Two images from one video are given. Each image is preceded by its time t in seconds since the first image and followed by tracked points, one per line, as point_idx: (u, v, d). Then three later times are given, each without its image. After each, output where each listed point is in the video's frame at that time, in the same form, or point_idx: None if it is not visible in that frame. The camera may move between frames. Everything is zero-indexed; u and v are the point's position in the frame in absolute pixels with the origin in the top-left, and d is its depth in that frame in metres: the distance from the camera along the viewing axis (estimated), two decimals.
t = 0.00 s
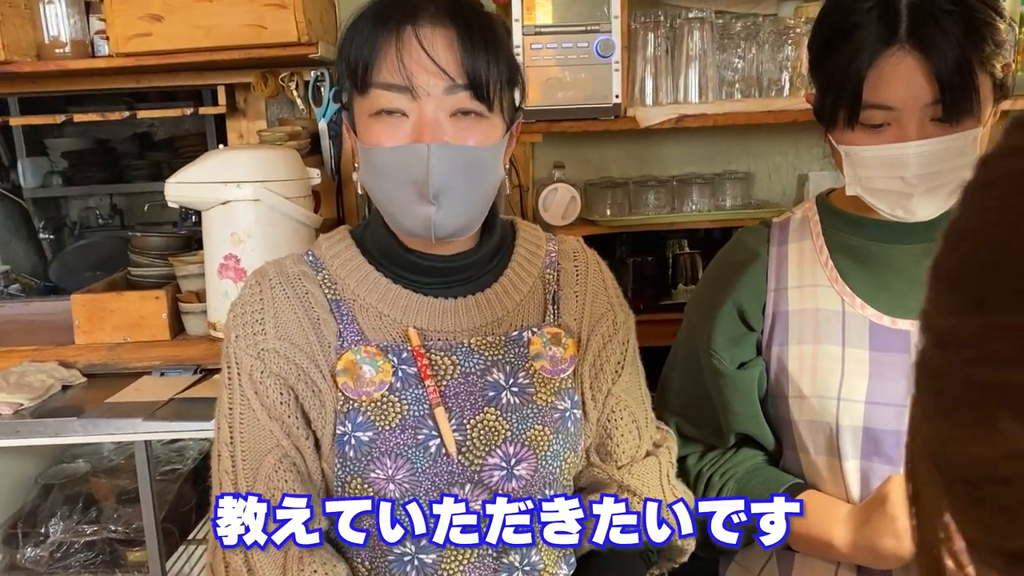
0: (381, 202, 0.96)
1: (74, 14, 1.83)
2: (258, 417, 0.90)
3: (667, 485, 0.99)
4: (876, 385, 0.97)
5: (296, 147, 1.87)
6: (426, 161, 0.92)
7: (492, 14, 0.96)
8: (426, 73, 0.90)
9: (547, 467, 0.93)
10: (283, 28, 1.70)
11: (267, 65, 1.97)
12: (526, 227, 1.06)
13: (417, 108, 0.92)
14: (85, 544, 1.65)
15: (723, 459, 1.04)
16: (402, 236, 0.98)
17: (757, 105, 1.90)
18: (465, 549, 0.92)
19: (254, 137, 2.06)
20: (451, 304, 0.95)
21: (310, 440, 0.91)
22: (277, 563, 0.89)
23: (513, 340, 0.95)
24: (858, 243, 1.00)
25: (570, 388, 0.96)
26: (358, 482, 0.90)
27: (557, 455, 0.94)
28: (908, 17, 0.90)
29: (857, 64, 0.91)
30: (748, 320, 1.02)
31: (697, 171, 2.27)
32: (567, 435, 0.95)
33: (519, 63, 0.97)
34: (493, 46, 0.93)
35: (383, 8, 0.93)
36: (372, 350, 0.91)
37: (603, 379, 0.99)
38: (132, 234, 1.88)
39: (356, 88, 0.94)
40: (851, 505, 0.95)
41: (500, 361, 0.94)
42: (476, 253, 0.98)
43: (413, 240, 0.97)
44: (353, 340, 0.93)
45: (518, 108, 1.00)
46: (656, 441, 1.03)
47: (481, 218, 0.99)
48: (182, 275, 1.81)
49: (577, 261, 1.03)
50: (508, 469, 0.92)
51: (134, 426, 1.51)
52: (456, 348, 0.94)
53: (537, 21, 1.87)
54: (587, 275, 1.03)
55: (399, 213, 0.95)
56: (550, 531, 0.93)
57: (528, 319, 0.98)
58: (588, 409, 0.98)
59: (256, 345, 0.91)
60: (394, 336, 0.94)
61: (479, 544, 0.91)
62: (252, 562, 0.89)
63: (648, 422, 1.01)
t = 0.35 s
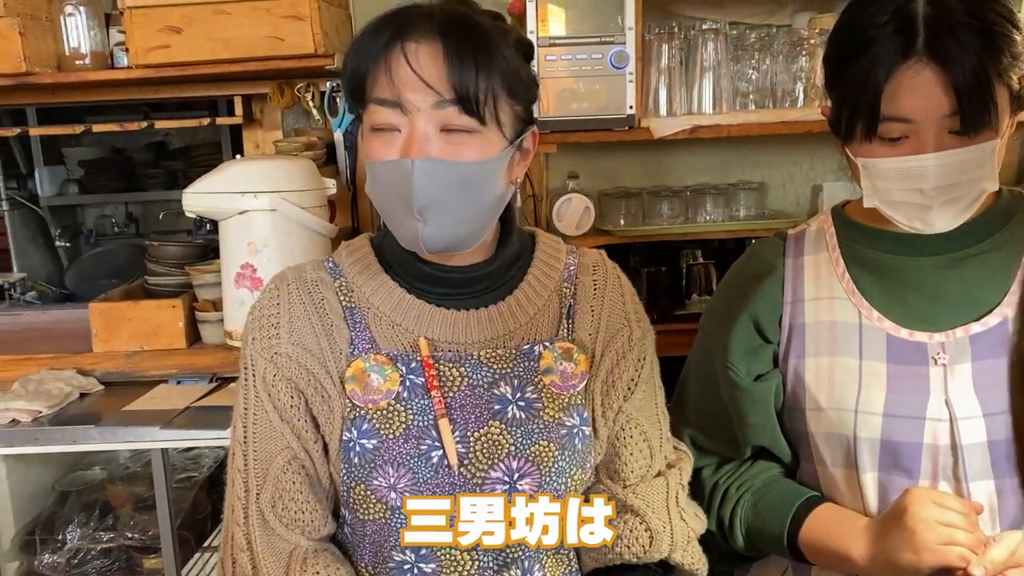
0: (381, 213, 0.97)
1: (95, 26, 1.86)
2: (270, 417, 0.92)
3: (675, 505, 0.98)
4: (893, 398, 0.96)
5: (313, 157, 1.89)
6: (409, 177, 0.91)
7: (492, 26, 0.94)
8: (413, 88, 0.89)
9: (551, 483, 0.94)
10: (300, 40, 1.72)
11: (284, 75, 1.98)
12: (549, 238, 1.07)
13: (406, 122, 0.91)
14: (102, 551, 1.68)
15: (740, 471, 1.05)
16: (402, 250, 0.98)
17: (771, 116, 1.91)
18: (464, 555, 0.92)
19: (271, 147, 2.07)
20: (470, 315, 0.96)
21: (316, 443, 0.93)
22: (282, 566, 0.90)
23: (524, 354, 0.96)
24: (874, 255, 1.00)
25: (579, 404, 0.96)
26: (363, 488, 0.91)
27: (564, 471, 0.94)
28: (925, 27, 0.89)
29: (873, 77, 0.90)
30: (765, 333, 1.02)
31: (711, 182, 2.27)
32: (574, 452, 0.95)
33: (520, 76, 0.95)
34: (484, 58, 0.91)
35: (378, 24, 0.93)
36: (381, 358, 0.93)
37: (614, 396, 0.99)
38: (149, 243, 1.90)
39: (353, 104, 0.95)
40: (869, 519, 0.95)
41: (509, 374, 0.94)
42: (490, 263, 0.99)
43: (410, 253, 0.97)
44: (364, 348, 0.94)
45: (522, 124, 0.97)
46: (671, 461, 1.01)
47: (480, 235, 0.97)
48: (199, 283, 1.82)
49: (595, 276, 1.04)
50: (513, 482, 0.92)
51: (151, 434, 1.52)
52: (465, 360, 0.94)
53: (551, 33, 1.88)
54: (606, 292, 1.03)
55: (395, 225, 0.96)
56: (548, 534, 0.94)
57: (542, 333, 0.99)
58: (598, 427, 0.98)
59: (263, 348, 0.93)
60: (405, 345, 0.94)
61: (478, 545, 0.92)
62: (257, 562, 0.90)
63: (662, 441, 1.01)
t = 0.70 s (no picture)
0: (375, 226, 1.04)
1: (122, 33, 1.88)
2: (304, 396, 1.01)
3: (679, 547, 0.90)
4: (922, 406, 0.95)
5: (336, 164, 1.90)
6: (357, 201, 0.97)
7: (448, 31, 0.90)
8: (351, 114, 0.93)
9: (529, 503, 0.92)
10: (326, 48, 1.74)
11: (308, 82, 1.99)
12: (593, 246, 1.04)
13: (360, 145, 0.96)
14: (126, 554, 1.69)
15: (765, 478, 1.04)
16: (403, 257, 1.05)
17: (795, 123, 1.91)
18: (445, 556, 0.95)
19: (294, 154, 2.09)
20: (488, 319, 0.98)
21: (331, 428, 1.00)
22: (281, 530, 0.99)
23: (526, 366, 0.95)
24: (902, 263, 0.99)
25: (575, 426, 0.93)
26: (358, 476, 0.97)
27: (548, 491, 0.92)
28: (958, 35, 0.88)
29: (905, 85, 0.89)
30: (791, 340, 1.02)
31: (734, 189, 2.27)
32: (564, 474, 0.92)
33: (469, 85, 0.90)
34: (406, 75, 0.89)
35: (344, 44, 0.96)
36: (388, 354, 0.98)
37: (626, 421, 0.93)
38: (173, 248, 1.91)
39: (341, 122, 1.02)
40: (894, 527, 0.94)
41: (503, 386, 0.95)
42: (513, 266, 0.99)
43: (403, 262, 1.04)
44: (379, 342, 1.00)
45: (478, 137, 0.93)
46: (695, 495, 0.92)
47: (451, 251, 0.98)
48: (223, 289, 1.83)
49: (626, 292, 0.98)
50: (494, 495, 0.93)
51: (176, 438, 1.52)
52: (464, 365, 0.96)
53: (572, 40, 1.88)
54: (639, 309, 0.98)
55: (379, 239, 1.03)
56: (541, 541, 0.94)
57: (553, 347, 0.97)
58: (605, 454, 0.93)
59: (307, 333, 1.04)
60: (415, 345, 0.99)
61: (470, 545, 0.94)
62: (262, 521, 1.00)
63: (690, 477, 0.92)
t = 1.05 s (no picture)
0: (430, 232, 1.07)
1: (151, 39, 1.89)
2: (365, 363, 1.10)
3: None
4: (951, 418, 0.93)
5: (362, 169, 1.90)
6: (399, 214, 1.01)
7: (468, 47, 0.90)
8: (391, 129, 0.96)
9: (529, 523, 0.92)
10: (352, 53, 1.74)
11: (334, 87, 1.99)
12: (658, 266, 0.98)
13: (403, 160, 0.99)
14: (150, 557, 1.70)
15: (789, 488, 1.03)
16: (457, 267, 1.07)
17: (824, 129, 1.90)
18: (450, 555, 0.98)
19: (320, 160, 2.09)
20: (527, 330, 0.98)
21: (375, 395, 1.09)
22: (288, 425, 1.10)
23: (551, 384, 0.94)
24: (933, 271, 0.97)
25: (587, 457, 0.90)
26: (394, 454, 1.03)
27: (557, 517, 0.91)
28: (989, 42, 0.85)
29: (933, 93, 0.87)
30: (818, 349, 1.00)
31: (760, 196, 2.25)
32: (585, 505, 0.90)
33: (492, 98, 0.89)
34: (430, 90, 0.90)
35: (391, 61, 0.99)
36: (438, 345, 1.03)
37: (662, 464, 0.87)
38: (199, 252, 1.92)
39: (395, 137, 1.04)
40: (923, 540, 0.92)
41: (524, 400, 0.94)
42: (556, 278, 0.96)
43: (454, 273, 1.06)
44: (439, 332, 1.05)
45: (505, 150, 0.92)
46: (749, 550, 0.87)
47: (488, 265, 0.97)
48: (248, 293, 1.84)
49: (672, 326, 0.92)
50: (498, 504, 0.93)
51: (201, 442, 1.52)
52: (497, 369, 0.97)
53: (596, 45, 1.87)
54: (683, 345, 0.91)
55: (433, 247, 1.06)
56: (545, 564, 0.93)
57: (585, 370, 0.94)
58: (636, 490, 0.88)
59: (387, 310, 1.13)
60: (461, 344, 1.02)
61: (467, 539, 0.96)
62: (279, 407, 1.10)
63: (741, 533, 0.86)
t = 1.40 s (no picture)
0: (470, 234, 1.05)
1: (178, 43, 1.91)
2: (422, 370, 1.14)
3: None
4: (983, 447, 0.91)
5: (386, 173, 1.91)
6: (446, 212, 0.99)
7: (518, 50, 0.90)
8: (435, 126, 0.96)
9: (542, 530, 0.92)
10: (378, 57, 1.74)
11: (359, 92, 1.99)
12: (693, 278, 0.96)
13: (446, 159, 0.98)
14: (173, 559, 1.70)
15: (809, 514, 1.00)
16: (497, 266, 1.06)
17: (852, 134, 1.89)
18: (465, 558, 0.99)
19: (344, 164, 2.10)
20: (558, 336, 0.97)
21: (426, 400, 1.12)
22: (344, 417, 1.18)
23: (573, 391, 0.93)
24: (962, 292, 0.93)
25: (601, 466, 0.89)
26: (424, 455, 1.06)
27: (572, 527, 0.90)
28: (1003, 54, 0.82)
29: (945, 106, 0.84)
30: (844, 374, 0.96)
31: (786, 202, 2.23)
32: (604, 519, 0.89)
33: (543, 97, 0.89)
34: (484, 86, 0.90)
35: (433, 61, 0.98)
36: (470, 349, 1.05)
37: (683, 481, 0.84)
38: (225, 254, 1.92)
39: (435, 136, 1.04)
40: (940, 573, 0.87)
41: (545, 407, 0.94)
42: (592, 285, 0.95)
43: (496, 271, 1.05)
44: (476, 336, 1.07)
45: (558, 141, 0.91)
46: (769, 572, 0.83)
47: (537, 261, 0.96)
48: (273, 296, 1.84)
49: (700, 338, 0.89)
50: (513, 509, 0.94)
51: (225, 445, 1.53)
52: (521, 375, 0.98)
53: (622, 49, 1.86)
54: (711, 358, 0.88)
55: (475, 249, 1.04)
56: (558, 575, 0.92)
57: (608, 378, 0.93)
58: (651, 505, 0.86)
59: (439, 316, 1.16)
60: (492, 348, 1.04)
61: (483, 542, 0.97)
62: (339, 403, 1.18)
63: (766, 558, 0.82)
